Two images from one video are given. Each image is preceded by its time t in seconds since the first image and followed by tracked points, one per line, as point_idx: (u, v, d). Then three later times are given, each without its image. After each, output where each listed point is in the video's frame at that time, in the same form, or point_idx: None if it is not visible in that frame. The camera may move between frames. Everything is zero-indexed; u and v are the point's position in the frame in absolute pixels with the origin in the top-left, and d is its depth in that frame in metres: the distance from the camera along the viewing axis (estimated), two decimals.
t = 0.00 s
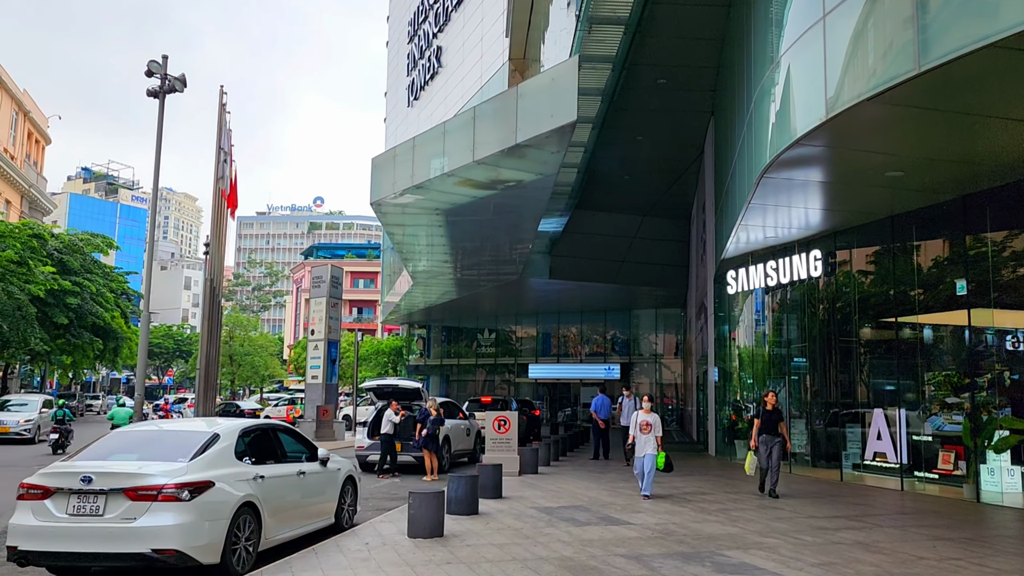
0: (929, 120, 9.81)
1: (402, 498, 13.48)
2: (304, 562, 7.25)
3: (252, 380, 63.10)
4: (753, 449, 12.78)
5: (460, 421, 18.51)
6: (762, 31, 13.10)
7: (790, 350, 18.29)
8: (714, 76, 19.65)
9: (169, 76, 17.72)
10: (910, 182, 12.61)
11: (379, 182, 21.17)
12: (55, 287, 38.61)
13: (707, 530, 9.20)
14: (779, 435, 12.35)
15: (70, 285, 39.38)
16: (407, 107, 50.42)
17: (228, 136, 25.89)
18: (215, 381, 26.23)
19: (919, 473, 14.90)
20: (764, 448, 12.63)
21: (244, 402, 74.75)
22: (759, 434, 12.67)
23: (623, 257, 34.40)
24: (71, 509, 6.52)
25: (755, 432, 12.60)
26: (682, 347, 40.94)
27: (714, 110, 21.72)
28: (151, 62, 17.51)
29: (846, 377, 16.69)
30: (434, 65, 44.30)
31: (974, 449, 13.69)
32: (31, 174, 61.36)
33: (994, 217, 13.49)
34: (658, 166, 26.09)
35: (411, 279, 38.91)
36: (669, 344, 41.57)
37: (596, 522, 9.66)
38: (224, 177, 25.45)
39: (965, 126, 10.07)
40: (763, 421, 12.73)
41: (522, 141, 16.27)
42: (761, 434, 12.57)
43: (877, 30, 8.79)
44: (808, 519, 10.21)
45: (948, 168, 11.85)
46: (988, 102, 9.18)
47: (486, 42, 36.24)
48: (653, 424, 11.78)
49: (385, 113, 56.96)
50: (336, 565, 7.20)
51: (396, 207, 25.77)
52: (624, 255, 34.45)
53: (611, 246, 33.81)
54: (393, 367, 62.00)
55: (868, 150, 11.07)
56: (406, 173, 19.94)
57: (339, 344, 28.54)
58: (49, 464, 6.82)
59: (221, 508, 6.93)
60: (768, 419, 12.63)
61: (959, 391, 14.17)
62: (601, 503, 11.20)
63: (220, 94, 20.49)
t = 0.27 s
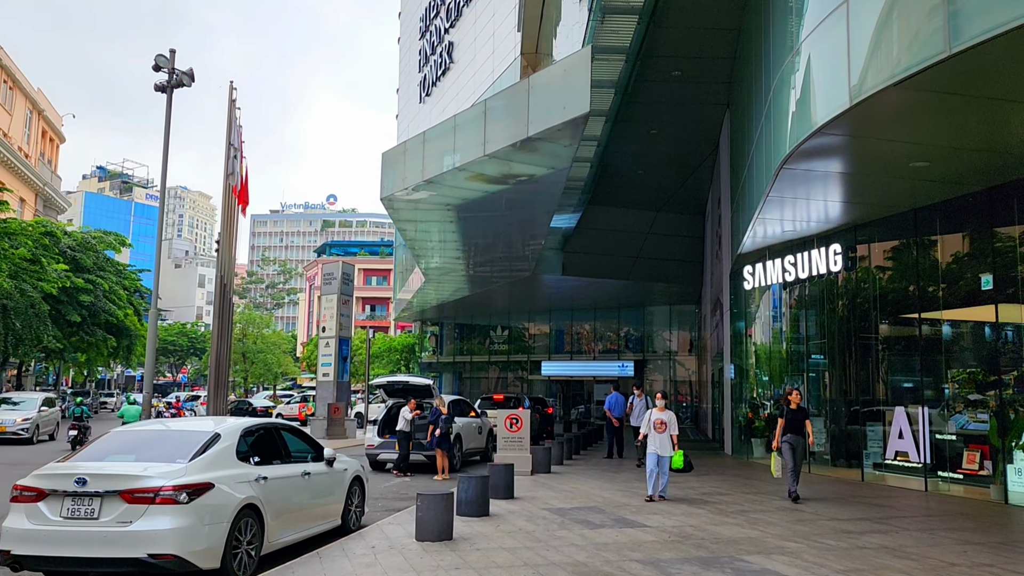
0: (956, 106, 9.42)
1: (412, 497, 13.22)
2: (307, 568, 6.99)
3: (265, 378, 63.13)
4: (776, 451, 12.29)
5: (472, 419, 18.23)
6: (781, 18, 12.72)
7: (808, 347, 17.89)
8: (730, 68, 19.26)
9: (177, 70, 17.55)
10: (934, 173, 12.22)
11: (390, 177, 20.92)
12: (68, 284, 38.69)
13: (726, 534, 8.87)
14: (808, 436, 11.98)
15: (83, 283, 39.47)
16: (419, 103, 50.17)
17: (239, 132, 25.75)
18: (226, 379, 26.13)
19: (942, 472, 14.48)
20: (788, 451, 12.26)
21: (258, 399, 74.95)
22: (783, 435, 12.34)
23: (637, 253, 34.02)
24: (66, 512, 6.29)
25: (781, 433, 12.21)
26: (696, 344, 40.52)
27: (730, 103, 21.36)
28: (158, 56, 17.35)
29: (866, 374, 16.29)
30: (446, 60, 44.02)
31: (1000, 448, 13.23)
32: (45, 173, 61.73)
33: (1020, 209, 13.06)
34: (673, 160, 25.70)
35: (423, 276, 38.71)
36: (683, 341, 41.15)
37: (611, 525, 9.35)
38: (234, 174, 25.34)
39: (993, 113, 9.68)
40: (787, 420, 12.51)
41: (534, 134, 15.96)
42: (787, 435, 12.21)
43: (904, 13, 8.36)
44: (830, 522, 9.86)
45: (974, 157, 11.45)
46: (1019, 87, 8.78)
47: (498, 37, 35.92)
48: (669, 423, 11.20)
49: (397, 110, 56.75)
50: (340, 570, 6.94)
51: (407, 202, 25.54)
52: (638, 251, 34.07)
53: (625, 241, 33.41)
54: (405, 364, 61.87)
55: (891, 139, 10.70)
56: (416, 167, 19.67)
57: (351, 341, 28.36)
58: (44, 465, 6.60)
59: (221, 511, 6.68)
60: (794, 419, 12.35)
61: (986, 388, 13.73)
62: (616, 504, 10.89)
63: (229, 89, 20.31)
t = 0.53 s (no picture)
0: (987, 87, 9.02)
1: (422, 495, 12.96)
2: (312, 569, 6.73)
3: (278, 374, 63.17)
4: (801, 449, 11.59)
5: (484, 416, 17.95)
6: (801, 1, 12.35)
7: (828, 342, 17.50)
8: (746, 56, 18.85)
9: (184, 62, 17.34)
10: (960, 160, 11.83)
11: (400, 170, 20.64)
12: (81, 280, 38.68)
13: (747, 535, 8.54)
14: (830, 433, 11.21)
15: (94, 279, 39.48)
16: (430, 98, 49.91)
17: (248, 127, 25.58)
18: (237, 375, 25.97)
19: (967, 470, 14.03)
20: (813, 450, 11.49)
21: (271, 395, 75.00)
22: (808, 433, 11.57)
23: (651, 247, 33.63)
24: (61, 511, 6.04)
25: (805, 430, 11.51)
26: (711, 340, 40.06)
27: (746, 94, 20.99)
28: (166, 48, 17.15)
29: (888, 370, 15.91)
30: (458, 55, 43.71)
31: None
32: (59, 170, 61.94)
33: None
34: (688, 152, 25.30)
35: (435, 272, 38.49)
36: (697, 337, 40.73)
37: (627, 525, 9.04)
38: (244, 169, 25.16)
39: None
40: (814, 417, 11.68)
41: (546, 125, 15.63)
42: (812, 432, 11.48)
43: None
44: (855, 522, 9.49)
45: (1003, 143, 11.06)
46: None
47: (510, 30, 35.57)
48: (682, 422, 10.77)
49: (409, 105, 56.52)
50: (345, 572, 6.67)
51: (417, 196, 25.27)
52: (652, 246, 33.68)
53: (639, 236, 33.00)
54: (417, 361, 61.67)
55: (916, 124, 10.32)
56: (427, 160, 19.38)
57: (362, 337, 28.16)
58: (40, 462, 6.37)
59: (223, 510, 6.42)
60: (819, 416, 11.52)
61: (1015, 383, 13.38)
62: (632, 503, 10.58)
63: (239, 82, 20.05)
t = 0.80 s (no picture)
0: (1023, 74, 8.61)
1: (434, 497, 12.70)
2: None
3: (291, 371, 63.23)
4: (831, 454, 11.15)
5: (497, 415, 17.68)
6: None
7: (850, 339, 17.06)
8: (765, 49, 18.48)
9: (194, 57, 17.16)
10: (991, 151, 11.44)
11: (412, 165, 20.36)
12: (95, 278, 38.76)
13: (771, 541, 8.20)
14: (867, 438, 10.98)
15: (108, 277, 39.59)
16: (443, 94, 49.67)
17: (259, 124, 25.41)
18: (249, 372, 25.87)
19: (995, 472, 13.55)
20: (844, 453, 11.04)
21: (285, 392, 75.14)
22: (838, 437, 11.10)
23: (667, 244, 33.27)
24: (57, 518, 5.81)
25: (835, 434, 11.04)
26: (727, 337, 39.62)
27: (764, 86, 20.60)
28: (176, 43, 16.97)
29: (915, 368, 15.47)
30: (470, 50, 43.45)
31: None
32: (73, 168, 62.26)
33: None
34: (704, 148, 24.94)
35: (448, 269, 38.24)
36: (712, 334, 40.32)
37: (645, 530, 8.72)
38: (255, 166, 25.02)
39: None
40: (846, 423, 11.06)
41: (560, 118, 15.31)
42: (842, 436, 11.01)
43: None
44: (884, 528, 9.13)
45: None
46: None
47: (523, 24, 35.23)
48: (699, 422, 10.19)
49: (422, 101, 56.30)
50: None
51: (430, 192, 25.00)
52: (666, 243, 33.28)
53: (654, 232, 32.64)
54: (430, 358, 61.51)
55: (946, 114, 9.93)
56: (440, 154, 19.10)
57: (374, 335, 27.96)
58: (38, 467, 6.15)
59: (226, 517, 6.16)
60: (850, 420, 11.00)
61: None
62: (650, 507, 10.26)
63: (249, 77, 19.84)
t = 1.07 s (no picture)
0: None
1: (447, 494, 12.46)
2: None
3: (306, 367, 63.29)
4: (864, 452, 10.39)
5: (511, 410, 17.42)
6: None
7: (877, 333, 16.65)
8: (784, 36, 18.07)
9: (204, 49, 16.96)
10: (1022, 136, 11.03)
11: (425, 156, 20.08)
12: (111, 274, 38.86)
13: (794, 541, 7.88)
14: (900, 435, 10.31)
15: (124, 273, 39.69)
16: (457, 88, 49.38)
17: (271, 118, 25.25)
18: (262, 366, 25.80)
19: None
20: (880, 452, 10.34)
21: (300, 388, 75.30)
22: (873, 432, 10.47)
23: (682, 238, 32.83)
24: (51, 515, 5.59)
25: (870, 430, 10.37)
26: (743, 332, 39.12)
27: (783, 75, 20.16)
28: (185, 34, 16.79)
29: (940, 362, 15.07)
30: (484, 44, 43.10)
31: None
32: (90, 165, 62.58)
33: None
34: (722, 140, 24.55)
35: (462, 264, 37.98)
36: (729, 329, 39.84)
37: (663, 529, 8.41)
38: (267, 160, 24.89)
39: None
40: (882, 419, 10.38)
41: (575, 107, 14.97)
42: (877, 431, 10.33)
43: None
44: (912, 527, 8.78)
45: None
46: None
47: (537, 17, 34.85)
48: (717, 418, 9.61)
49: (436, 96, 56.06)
50: None
51: (442, 185, 24.69)
52: (682, 237, 32.83)
53: (670, 226, 32.21)
54: (445, 354, 61.34)
55: (978, 96, 9.52)
56: (453, 145, 18.80)
57: (387, 330, 27.75)
58: (32, 462, 5.93)
59: (225, 514, 5.92)
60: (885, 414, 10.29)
61: None
62: (668, 505, 9.95)
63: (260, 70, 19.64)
